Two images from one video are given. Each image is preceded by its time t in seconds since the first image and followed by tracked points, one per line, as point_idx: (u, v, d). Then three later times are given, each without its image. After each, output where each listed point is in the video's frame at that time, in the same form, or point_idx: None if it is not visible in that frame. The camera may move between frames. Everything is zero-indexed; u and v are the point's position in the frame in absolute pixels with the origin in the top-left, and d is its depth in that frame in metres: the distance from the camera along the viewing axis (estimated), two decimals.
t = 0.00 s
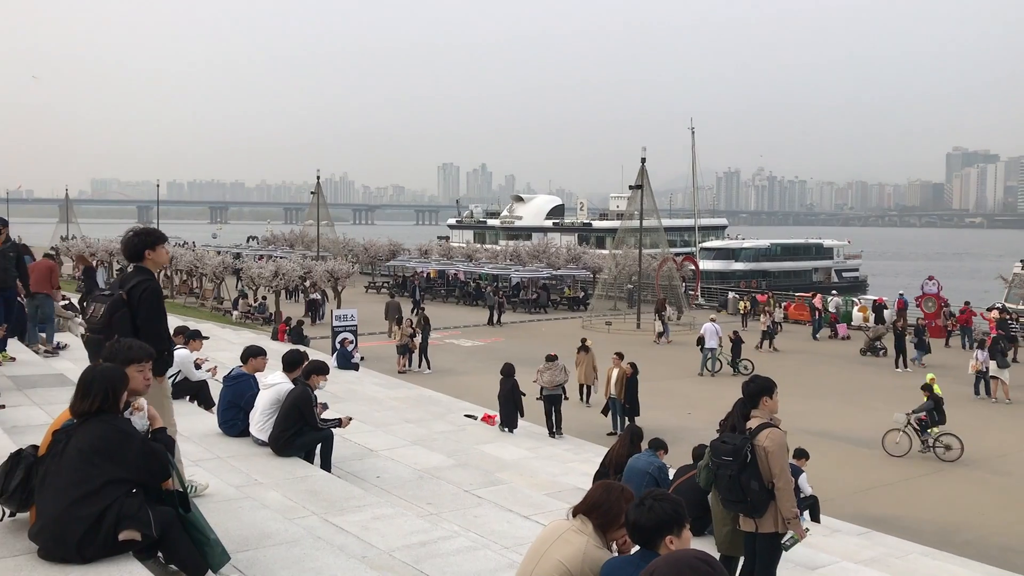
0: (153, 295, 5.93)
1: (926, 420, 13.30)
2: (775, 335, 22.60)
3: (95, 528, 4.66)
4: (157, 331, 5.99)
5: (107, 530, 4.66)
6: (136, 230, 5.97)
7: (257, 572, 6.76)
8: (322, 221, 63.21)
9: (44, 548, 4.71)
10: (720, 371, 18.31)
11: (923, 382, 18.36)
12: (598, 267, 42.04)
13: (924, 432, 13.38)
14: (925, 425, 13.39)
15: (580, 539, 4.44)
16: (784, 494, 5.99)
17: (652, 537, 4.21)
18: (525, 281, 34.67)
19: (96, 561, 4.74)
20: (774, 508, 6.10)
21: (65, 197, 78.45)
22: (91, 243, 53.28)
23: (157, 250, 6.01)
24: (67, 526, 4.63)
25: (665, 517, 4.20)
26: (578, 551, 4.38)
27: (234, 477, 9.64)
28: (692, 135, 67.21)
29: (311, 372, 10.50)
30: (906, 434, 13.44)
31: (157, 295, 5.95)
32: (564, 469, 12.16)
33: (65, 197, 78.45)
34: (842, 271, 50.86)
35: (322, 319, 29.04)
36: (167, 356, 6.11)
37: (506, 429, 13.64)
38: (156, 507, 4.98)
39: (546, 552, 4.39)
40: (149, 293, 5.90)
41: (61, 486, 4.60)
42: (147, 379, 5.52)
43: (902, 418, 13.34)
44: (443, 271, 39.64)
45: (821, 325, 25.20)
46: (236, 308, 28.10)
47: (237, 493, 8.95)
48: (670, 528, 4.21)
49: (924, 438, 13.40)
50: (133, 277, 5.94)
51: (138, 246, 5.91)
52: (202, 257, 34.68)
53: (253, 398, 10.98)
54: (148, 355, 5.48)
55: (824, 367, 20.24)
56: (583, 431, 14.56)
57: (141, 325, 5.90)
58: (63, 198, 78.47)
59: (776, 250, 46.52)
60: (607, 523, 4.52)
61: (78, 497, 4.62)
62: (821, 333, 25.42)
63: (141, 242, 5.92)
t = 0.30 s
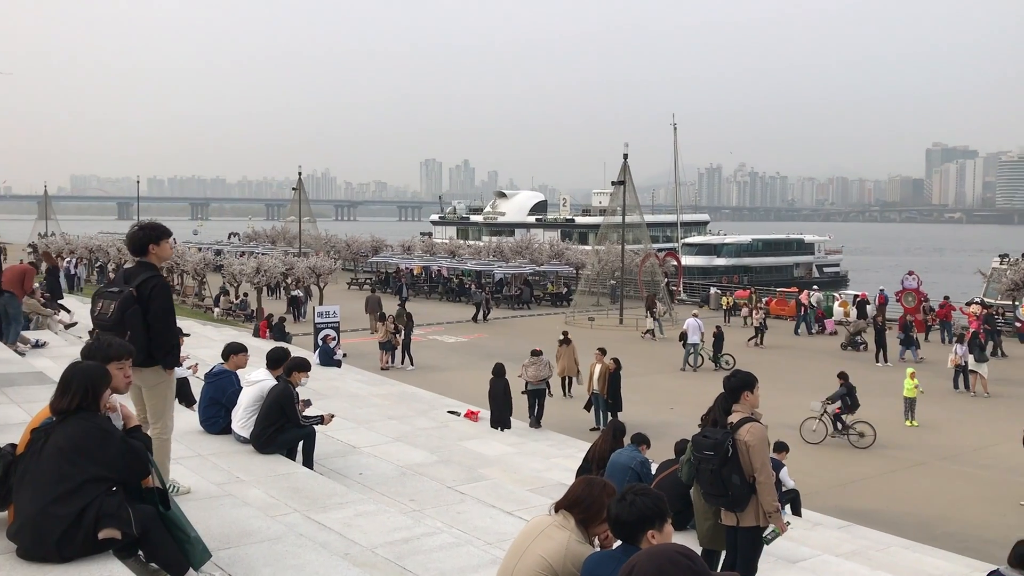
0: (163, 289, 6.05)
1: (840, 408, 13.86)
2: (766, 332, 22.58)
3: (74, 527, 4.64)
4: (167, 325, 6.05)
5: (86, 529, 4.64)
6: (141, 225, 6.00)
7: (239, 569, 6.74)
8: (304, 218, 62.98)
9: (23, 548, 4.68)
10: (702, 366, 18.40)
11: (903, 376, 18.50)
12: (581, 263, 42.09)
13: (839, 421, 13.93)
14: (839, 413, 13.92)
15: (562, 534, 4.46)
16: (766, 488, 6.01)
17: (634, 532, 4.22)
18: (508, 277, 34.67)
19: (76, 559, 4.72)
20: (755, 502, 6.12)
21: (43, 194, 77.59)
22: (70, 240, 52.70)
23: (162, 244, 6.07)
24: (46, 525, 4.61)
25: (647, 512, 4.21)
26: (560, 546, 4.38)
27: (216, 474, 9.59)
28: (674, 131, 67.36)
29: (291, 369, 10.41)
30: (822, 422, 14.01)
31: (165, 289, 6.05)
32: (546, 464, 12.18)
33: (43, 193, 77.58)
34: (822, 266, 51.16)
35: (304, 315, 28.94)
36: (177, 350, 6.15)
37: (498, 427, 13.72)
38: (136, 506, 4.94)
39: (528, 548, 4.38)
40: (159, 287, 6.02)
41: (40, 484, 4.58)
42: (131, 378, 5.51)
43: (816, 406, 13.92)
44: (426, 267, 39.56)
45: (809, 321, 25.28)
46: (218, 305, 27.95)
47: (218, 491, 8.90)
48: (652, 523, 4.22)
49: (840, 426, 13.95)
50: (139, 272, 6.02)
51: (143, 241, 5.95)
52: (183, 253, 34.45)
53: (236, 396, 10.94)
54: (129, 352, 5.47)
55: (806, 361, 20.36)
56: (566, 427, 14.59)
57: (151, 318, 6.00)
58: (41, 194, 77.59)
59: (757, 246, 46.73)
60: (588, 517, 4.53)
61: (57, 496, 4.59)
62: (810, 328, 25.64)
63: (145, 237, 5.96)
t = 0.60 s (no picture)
0: (153, 285, 6.00)
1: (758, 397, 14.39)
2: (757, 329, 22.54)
3: (53, 526, 4.58)
4: (156, 322, 6.04)
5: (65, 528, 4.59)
6: (138, 221, 6.08)
7: (221, 568, 6.71)
8: (286, 215, 62.73)
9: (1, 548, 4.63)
10: (685, 363, 18.47)
11: (884, 372, 18.64)
12: (565, 260, 42.14)
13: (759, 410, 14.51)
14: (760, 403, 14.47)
15: (544, 530, 4.46)
16: (747, 483, 6.05)
17: (617, 529, 4.23)
18: (491, 274, 34.66)
19: (54, 560, 4.66)
20: (736, 498, 6.16)
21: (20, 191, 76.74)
22: (48, 237, 52.15)
23: (158, 241, 6.12)
24: (24, 524, 4.55)
25: (629, 508, 4.23)
26: (543, 542, 4.38)
27: (197, 473, 9.54)
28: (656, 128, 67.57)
29: (274, 367, 10.36)
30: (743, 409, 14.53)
31: (156, 286, 6.03)
32: (530, 461, 12.19)
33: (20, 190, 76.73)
34: (804, 263, 51.44)
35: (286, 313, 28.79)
36: (165, 349, 6.13)
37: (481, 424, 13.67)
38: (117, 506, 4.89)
39: (510, 544, 4.38)
40: (148, 283, 5.96)
41: (19, 482, 4.54)
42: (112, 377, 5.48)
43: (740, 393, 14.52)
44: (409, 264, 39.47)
45: (797, 318, 25.32)
46: (199, 302, 27.76)
47: (200, 490, 8.85)
48: (634, 519, 4.24)
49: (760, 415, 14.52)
50: (134, 268, 6.04)
51: (139, 237, 6.03)
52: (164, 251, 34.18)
53: (217, 394, 10.88)
54: (109, 350, 5.44)
55: (788, 358, 20.47)
56: (548, 424, 14.60)
57: (140, 314, 5.98)
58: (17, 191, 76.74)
59: (739, 243, 46.93)
60: (570, 514, 4.54)
61: (37, 494, 4.55)
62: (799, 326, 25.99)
63: (141, 233, 6.03)
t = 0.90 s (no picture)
0: (129, 280, 5.97)
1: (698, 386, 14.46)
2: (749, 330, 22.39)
3: (33, 525, 4.55)
4: (133, 317, 6.01)
5: (45, 527, 4.55)
6: (122, 218, 6.06)
7: (201, 567, 6.68)
8: (267, 213, 62.40)
9: None
10: (667, 361, 18.54)
11: (864, 369, 18.79)
12: (548, 258, 42.17)
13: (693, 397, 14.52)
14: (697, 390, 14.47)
15: (526, 527, 4.46)
16: (728, 481, 6.07)
17: (599, 526, 4.24)
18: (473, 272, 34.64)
19: (34, 560, 4.63)
20: (718, 494, 6.19)
21: None
22: (27, 235, 51.61)
23: (141, 237, 6.08)
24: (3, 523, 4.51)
25: (611, 505, 4.23)
26: (526, 541, 4.38)
27: (178, 472, 9.49)
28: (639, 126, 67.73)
29: (255, 365, 10.30)
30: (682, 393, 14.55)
31: (133, 281, 5.99)
32: (512, 459, 12.19)
33: None
34: (785, 261, 51.65)
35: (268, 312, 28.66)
36: (144, 345, 6.07)
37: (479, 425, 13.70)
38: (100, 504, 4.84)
39: (493, 543, 4.38)
40: (123, 279, 5.94)
41: None
42: (92, 376, 5.45)
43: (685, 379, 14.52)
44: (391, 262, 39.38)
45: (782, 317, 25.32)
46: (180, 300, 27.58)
47: (181, 489, 8.80)
48: (616, 516, 4.24)
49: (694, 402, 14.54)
50: (116, 265, 6.03)
51: (120, 234, 6.00)
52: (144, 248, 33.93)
53: (198, 393, 10.81)
54: (90, 349, 5.40)
55: (769, 355, 20.59)
56: (531, 422, 14.61)
57: (116, 310, 5.96)
58: None
59: (721, 241, 47.13)
60: (552, 512, 4.54)
61: (15, 493, 4.52)
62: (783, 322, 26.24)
63: (123, 230, 6.01)
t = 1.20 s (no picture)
0: (111, 278, 5.92)
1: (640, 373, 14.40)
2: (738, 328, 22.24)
3: (9, 526, 4.52)
4: (117, 316, 5.97)
5: (21, 528, 4.52)
6: (103, 217, 6.03)
7: (180, 567, 6.64)
8: (248, 212, 62.09)
9: None
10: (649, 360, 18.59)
11: (844, 368, 18.91)
12: (530, 258, 42.21)
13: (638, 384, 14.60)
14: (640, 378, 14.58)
15: (506, 527, 4.45)
16: (708, 479, 6.10)
17: (579, 525, 4.24)
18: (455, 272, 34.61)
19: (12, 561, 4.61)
20: (698, 493, 6.22)
21: None
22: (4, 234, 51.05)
23: (122, 236, 6.03)
24: None
25: (591, 504, 4.24)
26: (506, 540, 4.38)
27: (157, 472, 9.43)
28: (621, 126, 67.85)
29: (236, 364, 10.24)
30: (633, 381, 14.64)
31: (116, 279, 5.96)
32: (494, 458, 12.19)
33: None
34: (766, 261, 51.90)
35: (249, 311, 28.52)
36: (127, 343, 6.03)
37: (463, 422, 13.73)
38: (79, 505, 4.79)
39: (473, 543, 4.38)
40: (105, 277, 5.90)
41: None
42: (68, 375, 5.41)
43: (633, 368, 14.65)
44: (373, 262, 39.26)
45: (768, 317, 25.25)
46: (160, 299, 27.40)
47: (160, 489, 8.75)
48: (597, 515, 4.25)
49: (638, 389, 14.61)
50: (98, 264, 6.00)
51: (100, 233, 5.97)
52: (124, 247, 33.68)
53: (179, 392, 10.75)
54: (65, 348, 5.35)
55: (750, 355, 20.70)
56: (513, 421, 14.61)
57: (98, 308, 5.92)
58: None
59: (703, 241, 47.34)
60: (533, 511, 4.53)
61: None
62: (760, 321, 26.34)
63: (104, 229, 5.97)
